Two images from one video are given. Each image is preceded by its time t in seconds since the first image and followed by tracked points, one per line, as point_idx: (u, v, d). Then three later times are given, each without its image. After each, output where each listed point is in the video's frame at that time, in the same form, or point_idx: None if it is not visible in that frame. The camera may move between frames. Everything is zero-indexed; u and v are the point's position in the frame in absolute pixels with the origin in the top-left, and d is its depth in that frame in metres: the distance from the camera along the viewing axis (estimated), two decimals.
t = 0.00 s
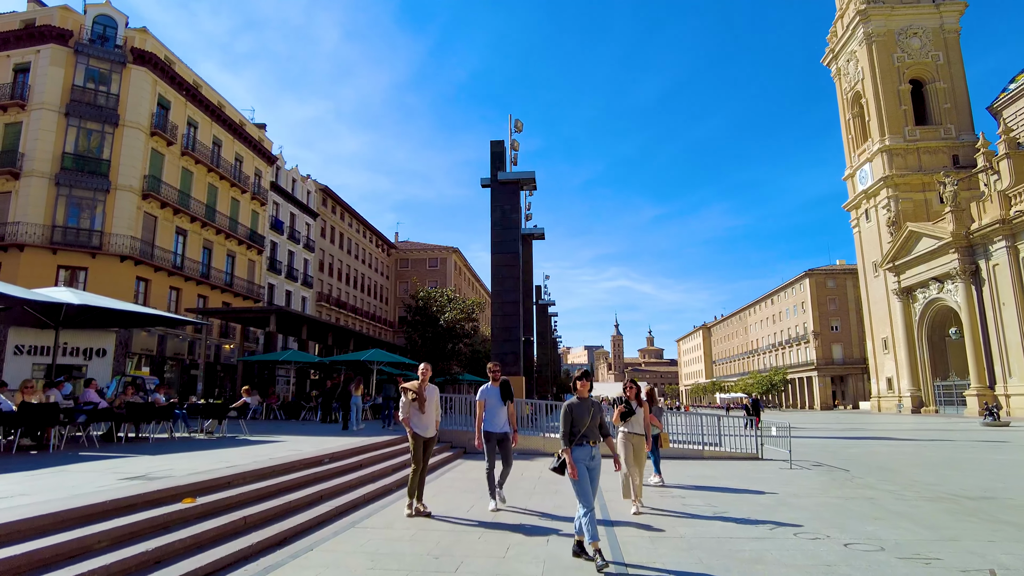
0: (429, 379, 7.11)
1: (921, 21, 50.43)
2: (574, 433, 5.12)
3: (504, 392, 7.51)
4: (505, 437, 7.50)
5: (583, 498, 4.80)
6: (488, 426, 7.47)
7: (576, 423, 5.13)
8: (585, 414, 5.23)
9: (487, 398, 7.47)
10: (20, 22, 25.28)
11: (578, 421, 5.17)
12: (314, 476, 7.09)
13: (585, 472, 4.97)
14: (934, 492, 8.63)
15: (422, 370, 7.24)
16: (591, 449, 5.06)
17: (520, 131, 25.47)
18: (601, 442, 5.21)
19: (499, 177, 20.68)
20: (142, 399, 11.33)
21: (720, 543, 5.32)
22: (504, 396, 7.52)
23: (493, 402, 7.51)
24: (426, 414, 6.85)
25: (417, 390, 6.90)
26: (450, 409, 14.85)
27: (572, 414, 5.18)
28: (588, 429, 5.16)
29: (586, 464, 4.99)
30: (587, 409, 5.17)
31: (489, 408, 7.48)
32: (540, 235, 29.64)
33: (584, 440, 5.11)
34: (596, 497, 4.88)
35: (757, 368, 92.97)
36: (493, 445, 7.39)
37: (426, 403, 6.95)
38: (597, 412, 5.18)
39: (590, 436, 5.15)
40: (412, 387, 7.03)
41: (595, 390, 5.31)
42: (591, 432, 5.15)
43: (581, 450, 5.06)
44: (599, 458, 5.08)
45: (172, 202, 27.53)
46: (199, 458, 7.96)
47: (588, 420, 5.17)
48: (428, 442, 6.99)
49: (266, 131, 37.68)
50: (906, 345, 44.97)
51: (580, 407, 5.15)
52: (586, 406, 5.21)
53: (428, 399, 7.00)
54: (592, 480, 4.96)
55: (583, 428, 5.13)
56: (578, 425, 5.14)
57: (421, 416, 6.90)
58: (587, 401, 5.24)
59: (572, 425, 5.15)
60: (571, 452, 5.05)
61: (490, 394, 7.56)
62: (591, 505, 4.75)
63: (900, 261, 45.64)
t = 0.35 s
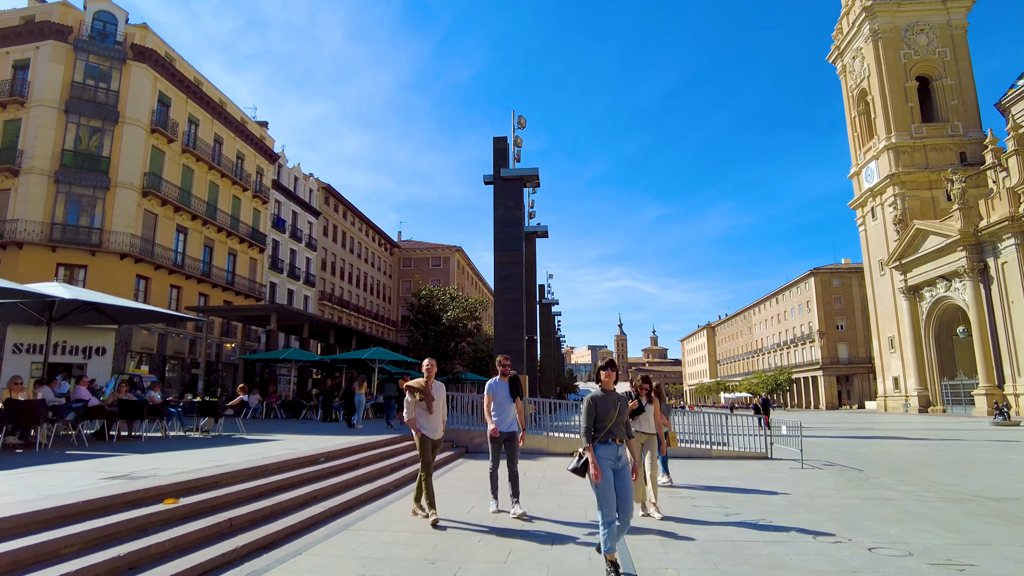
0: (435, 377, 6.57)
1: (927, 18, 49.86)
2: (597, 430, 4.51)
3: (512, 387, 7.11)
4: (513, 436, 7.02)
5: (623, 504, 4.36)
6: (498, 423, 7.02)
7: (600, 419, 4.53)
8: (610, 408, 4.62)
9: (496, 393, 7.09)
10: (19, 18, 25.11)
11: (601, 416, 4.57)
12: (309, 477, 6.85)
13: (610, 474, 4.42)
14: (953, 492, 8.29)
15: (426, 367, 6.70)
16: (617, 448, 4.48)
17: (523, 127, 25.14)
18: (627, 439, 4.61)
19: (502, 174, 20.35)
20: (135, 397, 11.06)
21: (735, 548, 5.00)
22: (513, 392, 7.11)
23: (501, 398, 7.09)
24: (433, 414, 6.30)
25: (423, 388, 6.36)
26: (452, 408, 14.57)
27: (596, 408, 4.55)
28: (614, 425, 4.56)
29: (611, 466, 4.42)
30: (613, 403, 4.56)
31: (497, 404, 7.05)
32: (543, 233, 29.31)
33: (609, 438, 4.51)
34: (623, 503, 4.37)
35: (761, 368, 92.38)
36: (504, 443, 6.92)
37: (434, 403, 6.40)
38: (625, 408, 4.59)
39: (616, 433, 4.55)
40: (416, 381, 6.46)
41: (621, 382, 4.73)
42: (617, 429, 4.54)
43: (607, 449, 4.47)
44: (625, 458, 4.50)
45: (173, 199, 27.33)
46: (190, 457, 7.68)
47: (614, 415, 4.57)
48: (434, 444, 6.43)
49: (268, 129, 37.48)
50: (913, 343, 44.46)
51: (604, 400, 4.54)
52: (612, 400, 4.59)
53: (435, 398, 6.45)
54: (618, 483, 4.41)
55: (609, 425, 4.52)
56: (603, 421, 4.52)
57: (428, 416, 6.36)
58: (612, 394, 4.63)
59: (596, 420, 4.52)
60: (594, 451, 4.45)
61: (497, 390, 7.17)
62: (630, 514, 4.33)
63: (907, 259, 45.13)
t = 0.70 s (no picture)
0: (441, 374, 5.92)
1: (935, 13, 49.23)
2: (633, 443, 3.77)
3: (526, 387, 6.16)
4: (529, 441, 6.10)
5: (666, 528, 3.62)
6: (510, 429, 6.09)
7: (637, 431, 3.76)
8: (648, 418, 3.84)
9: (509, 395, 6.16)
10: (19, 15, 24.92)
11: (638, 427, 3.79)
12: (303, 484, 6.54)
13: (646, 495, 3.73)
14: (981, 498, 7.88)
15: (430, 364, 6.05)
16: (656, 467, 3.74)
17: (527, 124, 24.76)
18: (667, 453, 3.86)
19: (505, 171, 19.99)
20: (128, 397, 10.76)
21: (758, 565, 4.62)
22: (527, 393, 6.16)
23: (515, 400, 6.14)
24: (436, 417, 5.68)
25: (428, 389, 5.75)
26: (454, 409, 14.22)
27: (631, 416, 3.81)
28: (652, 439, 3.78)
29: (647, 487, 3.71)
30: (651, 413, 3.78)
31: (510, 408, 6.10)
32: (547, 232, 28.92)
33: (647, 454, 3.76)
34: (662, 528, 3.69)
35: (768, 367, 91.70)
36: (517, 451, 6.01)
37: (439, 404, 5.77)
38: (665, 418, 3.81)
39: (654, 447, 3.79)
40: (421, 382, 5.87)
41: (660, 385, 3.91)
42: (655, 442, 3.79)
43: (643, 466, 3.74)
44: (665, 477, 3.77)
45: (174, 198, 27.09)
46: (180, 461, 7.35)
47: (653, 426, 3.80)
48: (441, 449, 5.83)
49: (270, 127, 37.23)
50: (921, 342, 43.89)
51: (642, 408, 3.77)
52: (650, 408, 3.82)
53: (441, 399, 5.82)
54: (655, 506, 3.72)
55: (646, 437, 3.76)
56: (639, 433, 3.77)
57: (431, 419, 5.75)
58: (650, 401, 3.86)
59: (631, 432, 3.78)
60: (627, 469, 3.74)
61: (511, 391, 6.22)
62: (679, 539, 3.61)
63: (915, 258, 44.56)
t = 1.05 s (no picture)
0: (459, 371, 5.37)
1: (952, 7, 48.26)
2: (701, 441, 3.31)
3: (552, 382, 5.43)
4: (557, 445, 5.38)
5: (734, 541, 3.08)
6: (534, 429, 5.32)
7: (704, 427, 3.31)
8: (718, 412, 3.38)
9: (532, 393, 5.43)
10: (30, 14, 24.96)
11: (708, 422, 3.32)
12: (308, 484, 6.24)
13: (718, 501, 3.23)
14: None
15: (451, 360, 5.49)
16: (730, 467, 3.26)
17: (538, 120, 24.41)
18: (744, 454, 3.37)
19: (517, 168, 19.67)
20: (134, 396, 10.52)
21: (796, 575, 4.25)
22: (553, 389, 5.42)
23: (540, 397, 5.39)
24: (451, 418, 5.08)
25: (442, 385, 5.16)
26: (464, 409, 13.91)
27: (698, 409, 3.36)
28: (722, 435, 3.32)
29: (722, 492, 3.23)
30: (719, 403, 3.33)
31: (534, 406, 5.35)
32: (559, 230, 28.58)
33: (716, 454, 3.29)
34: (745, 538, 3.22)
35: (781, 367, 90.60)
36: (540, 454, 5.26)
37: (453, 402, 5.19)
38: (738, 410, 3.36)
39: (725, 445, 3.32)
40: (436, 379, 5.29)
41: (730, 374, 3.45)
42: (729, 439, 3.32)
43: (714, 468, 3.27)
44: (739, 481, 3.29)
45: (184, 196, 27.02)
46: (182, 461, 7.08)
47: (724, 419, 3.34)
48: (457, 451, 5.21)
49: (280, 126, 37.16)
50: (939, 340, 42.93)
51: (709, 398, 3.33)
52: (719, 399, 3.36)
53: (457, 396, 5.24)
54: (732, 513, 3.24)
55: (718, 435, 3.30)
56: (707, 428, 3.32)
57: (445, 419, 5.14)
58: (720, 392, 3.39)
59: (699, 427, 3.32)
60: (697, 472, 3.26)
61: (534, 389, 5.50)
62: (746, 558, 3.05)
63: (933, 255, 43.64)
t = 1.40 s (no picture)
0: (483, 370, 4.97)
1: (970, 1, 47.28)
2: (792, 464, 2.72)
3: (579, 384, 5.00)
4: (588, 451, 4.90)
5: None
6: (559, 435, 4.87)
7: (798, 447, 2.72)
8: (809, 427, 2.77)
9: (558, 393, 4.97)
10: (40, 14, 24.99)
11: (799, 438, 2.72)
12: (311, 489, 5.97)
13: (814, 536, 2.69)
14: None
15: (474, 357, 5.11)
16: (826, 495, 2.71)
17: (548, 117, 24.05)
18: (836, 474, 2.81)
19: (527, 166, 19.32)
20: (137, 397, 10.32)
21: None
22: (581, 391, 5.00)
23: (566, 399, 4.95)
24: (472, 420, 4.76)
25: (464, 384, 4.84)
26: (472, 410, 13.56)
27: (789, 425, 2.74)
28: (816, 457, 2.73)
29: (817, 525, 2.68)
30: (813, 417, 2.73)
31: (559, 409, 4.92)
32: (569, 228, 28.21)
33: (812, 481, 2.72)
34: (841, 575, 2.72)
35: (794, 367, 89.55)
36: (563, 465, 4.79)
37: (477, 404, 4.84)
38: (833, 423, 2.77)
39: (820, 468, 2.74)
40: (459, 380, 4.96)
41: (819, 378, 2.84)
42: (823, 460, 2.75)
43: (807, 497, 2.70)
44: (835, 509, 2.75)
45: (193, 196, 26.95)
46: (180, 464, 6.81)
47: (818, 437, 2.75)
48: (483, 459, 4.84)
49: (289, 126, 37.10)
50: (956, 340, 42.12)
51: (802, 408, 2.73)
52: (813, 411, 2.76)
53: (480, 398, 4.89)
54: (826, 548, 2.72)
55: (812, 455, 2.71)
56: (799, 448, 2.72)
57: (468, 422, 4.80)
58: (811, 400, 2.79)
59: (789, 447, 2.73)
60: (788, 502, 2.69)
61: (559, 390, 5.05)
62: None
63: (949, 253, 42.78)
